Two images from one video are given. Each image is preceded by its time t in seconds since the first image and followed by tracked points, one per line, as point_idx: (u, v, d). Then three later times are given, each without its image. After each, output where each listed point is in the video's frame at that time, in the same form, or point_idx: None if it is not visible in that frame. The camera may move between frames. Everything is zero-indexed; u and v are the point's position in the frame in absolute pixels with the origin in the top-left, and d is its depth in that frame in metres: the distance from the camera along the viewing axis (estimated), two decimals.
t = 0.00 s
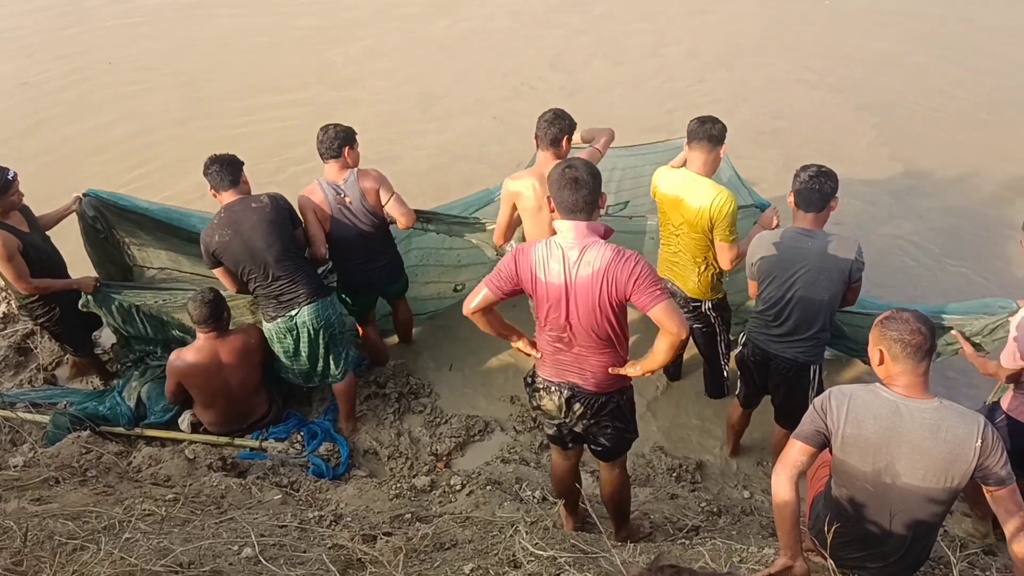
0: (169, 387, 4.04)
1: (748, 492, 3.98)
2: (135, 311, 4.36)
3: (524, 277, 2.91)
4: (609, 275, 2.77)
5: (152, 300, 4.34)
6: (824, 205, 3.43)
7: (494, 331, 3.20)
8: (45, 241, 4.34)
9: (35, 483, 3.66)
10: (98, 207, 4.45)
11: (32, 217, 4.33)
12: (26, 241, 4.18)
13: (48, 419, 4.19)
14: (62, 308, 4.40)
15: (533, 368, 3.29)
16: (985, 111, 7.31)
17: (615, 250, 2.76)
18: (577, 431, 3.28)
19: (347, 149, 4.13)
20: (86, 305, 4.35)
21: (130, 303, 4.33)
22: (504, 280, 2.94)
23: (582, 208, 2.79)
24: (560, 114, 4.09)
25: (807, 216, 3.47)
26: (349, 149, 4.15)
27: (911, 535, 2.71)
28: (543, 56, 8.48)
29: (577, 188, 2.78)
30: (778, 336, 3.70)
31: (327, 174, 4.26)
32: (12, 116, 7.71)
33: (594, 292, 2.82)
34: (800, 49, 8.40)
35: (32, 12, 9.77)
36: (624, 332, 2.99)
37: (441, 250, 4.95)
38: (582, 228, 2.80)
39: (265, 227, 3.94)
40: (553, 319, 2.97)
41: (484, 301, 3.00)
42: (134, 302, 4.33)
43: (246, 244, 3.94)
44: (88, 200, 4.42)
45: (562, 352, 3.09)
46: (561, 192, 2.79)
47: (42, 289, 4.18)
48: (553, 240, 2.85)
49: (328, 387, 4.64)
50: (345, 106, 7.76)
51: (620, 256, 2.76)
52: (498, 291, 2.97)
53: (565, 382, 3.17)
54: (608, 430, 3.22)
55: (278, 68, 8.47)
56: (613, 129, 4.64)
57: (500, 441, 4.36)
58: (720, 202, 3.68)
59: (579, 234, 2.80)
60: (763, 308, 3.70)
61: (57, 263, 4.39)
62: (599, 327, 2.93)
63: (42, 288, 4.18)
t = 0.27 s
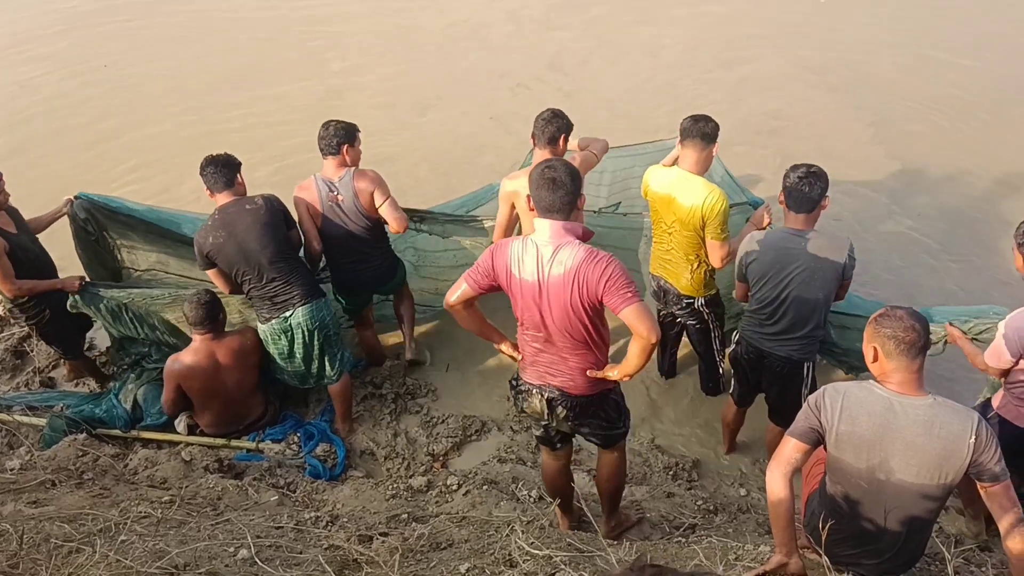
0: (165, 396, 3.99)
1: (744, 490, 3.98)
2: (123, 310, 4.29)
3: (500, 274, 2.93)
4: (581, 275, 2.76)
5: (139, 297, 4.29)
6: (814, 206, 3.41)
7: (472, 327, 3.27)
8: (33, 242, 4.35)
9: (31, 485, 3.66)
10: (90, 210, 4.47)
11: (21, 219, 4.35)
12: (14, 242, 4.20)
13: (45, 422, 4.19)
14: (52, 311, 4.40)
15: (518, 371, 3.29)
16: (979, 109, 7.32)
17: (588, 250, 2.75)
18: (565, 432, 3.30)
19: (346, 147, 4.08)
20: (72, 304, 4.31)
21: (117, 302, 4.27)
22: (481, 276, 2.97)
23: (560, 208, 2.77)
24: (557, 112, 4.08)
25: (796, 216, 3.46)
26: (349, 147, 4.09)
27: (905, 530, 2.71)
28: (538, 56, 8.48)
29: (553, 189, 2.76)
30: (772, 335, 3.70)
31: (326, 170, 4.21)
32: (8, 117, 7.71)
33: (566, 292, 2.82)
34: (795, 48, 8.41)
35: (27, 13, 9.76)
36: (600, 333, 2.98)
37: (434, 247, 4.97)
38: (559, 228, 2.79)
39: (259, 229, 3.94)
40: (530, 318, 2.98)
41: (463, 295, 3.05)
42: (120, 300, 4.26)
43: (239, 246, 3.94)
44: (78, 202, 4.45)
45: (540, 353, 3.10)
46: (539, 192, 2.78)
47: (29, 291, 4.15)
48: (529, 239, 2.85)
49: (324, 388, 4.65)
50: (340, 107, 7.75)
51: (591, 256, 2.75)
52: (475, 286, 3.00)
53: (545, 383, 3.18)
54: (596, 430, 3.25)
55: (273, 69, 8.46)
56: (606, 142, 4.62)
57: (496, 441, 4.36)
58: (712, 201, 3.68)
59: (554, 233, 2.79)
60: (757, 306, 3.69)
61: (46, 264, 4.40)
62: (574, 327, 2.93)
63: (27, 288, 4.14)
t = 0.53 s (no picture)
0: (153, 411, 3.90)
1: (734, 483, 3.99)
2: (104, 312, 4.24)
3: (474, 276, 2.92)
4: (555, 269, 2.77)
5: (121, 300, 4.22)
6: (798, 201, 3.43)
7: (453, 332, 3.27)
8: (10, 249, 4.36)
9: (19, 495, 3.64)
10: (75, 236, 4.45)
11: None
12: None
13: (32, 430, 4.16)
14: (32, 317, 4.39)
15: (502, 370, 3.30)
16: (960, 98, 7.35)
17: (559, 244, 2.76)
18: (553, 428, 3.31)
19: (334, 148, 4.05)
20: (54, 307, 4.27)
21: (99, 304, 4.22)
22: (456, 279, 2.97)
23: (527, 205, 2.78)
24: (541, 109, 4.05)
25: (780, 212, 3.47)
26: (338, 148, 4.06)
27: (893, 518, 2.72)
28: (520, 54, 8.47)
29: (521, 187, 2.77)
30: (760, 329, 3.71)
31: (313, 169, 4.18)
32: None
33: (541, 289, 2.82)
34: (777, 41, 8.42)
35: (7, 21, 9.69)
36: (581, 325, 2.99)
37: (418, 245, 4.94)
38: (527, 225, 2.78)
39: (242, 232, 3.94)
40: (509, 317, 2.99)
41: (439, 299, 3.06)
42: (102, 302, 4.21)
43: (222, 250, 3.93)
44: (65, 228, 4.43)
45: (523, 350, 3.11)
46: (506, 190, 2.79)
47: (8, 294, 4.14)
48: (499, 238, 2.85)
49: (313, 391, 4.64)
50: (323, 109, 7.72)
51: (562, 250, 2.75)
52: (450, 289, 3.00)
53: (532, 381, 3.19)
54: (585, 421, 3.26)
55: (254, 73, 8.43)
56: (591, 145, 4.52)
57: (487, 440, 4.36)
58: (694, 191, 3.70)
59: (523, 231, 2.79)
60: (743, 300, 3.70)
61: (22, 269, 4.42)
62: (554, 322, 2.93)
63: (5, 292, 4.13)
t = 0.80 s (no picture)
0: (132, 420, 3.88)
1: (717, 479, 4.00)
2: (78, 314, 4.21)
3: (448, 284, 2.90)
4: (530, 259, 2.77)
5: (95, 303, 4.20)
6: (784, 206, 3.39)
7: (434, 348, 3.23)
8: None
9: None
10: (48, 242, 4.39)
11: None
12: None
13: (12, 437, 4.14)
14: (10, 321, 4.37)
15: (484, 372, 3.27)
16: (937, 93, 7.39)
17: (528, 234, 2.77)
18: (542, 424, 3.31)
19: (327, 152, 4.02)
20: (27, 311, 4.18)
21: (72, 306, 4.18)
22: (430, 292, 2.93)
23: (490, 204, 2.79)
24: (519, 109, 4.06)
25: (769, 217, 3.45)
26: (328, 151, 4.03)
27: (874, 508, 2.73)
28: (501, 54, 8.47)
29: (482, 186, 2.77)
30: (743, 328, 3.73)
31: (302, 171, 4.14)
32: None
33: (520, 281, 2.82)
34: (756, 39, 8.45)
35: None
36: (562, 312, 2.99)
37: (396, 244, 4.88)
38: (491, 222, 2.80)
39: (221, 234, 3.91)
40: (490, 316, 2.97)
41: (417, 316, 3.01)
42: (75, 304, 4.18)
43: (201, 251, 3.89)
44: (37, 235, 4.36)
45: (509, 349, 3.09)
46: (467, 191, 2.77)
47: None
48: (466, 241, 2.84)
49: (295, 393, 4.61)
50: (305, 111, 7.71)
51: (533, 237, 2.77)
52: (427, 303, 2.96)
53: (521, 378, 3.16)
54: (576, 411, 3.24)
55: (234, 75, 8.39)
56: (576, 133, 4.50)
57: (470, 439, 4.36)
58: (671, 187, 3.72)
59: (491, 228, 2.80)
60: (727, 298, 3.71)
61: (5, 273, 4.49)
62: (537, 313, 2.93)
63: None
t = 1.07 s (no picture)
0: (106, 431, 3.85)
1: (692, 470, 4.01)
2: (41, 322, 4.16)
3: (425, 286, 2.86)
4: (507, 255, 2.76)
5: (58, 311, 4.15)
6: (757, 199, 3.41)
7: (410, 352, 3.17)
8: None
9: None
10: (15, 238, 4.34)
11: None
12: None
13: None
14: None
15: (460, 373, 3.25)
16: (902, 82, 7.48)
17: (505, 231, 2.76)
18: (518, 420, 3.28)
19: (307, 155, 3.98)
20: None
21: (35, 314, 4.14)
22: (406, 296, 2.89)
23: (463, 202, 2.77)
24: (481, 109, 3.99)
25: (742, 212, 3.46)
26: (310, 155, 3.99)
27: (850, 493, 2.75)
28: (470, 51, 8.43)
29: (453, 184, 2.76)
30: (717, 318, 3.75)
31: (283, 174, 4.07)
32: None
33: (498, 278, 2.80)
34: (723, 31, 8.48)
35: None
36: (540, 307, 2.99)
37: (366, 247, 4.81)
38: (465, 222, 2.78)
39: (189, 237, 3.85)
40: (467, 315, 2.95)
41: (393, 322, 2.96)
42: (38, 313, 4.13)
43: (170, 255, 3.84)
44: (4, 229, 4.32)
45: (486, 347, 3.07)
46: (439, 190, 2.76)
47: None
48: (441, 242, 2.81)
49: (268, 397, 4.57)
50: (274, 111, 7.63)
51: (510, 234, 2.76)
52: (404, 306, 2.91)
53: (498, 376, 3.14)
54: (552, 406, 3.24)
55: (199, 76, 8.26)
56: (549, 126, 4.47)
57: (446, 438, 4.35)
58: (641, 181, 3.73)
59: (467, 226, 2.78)
60: (701, 288, 3.72)
61: None
62: (515, 309, 2.92)
63: None
